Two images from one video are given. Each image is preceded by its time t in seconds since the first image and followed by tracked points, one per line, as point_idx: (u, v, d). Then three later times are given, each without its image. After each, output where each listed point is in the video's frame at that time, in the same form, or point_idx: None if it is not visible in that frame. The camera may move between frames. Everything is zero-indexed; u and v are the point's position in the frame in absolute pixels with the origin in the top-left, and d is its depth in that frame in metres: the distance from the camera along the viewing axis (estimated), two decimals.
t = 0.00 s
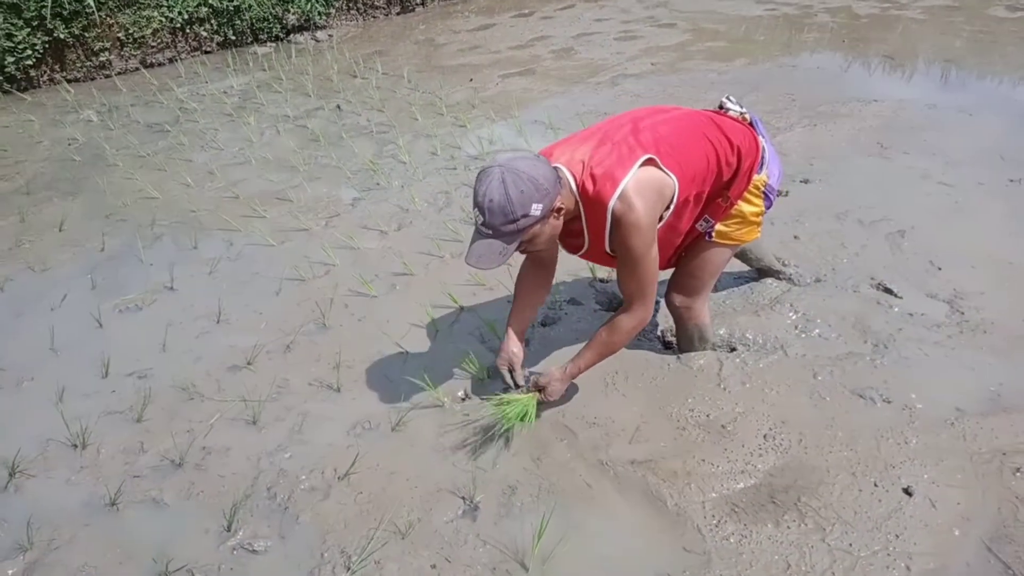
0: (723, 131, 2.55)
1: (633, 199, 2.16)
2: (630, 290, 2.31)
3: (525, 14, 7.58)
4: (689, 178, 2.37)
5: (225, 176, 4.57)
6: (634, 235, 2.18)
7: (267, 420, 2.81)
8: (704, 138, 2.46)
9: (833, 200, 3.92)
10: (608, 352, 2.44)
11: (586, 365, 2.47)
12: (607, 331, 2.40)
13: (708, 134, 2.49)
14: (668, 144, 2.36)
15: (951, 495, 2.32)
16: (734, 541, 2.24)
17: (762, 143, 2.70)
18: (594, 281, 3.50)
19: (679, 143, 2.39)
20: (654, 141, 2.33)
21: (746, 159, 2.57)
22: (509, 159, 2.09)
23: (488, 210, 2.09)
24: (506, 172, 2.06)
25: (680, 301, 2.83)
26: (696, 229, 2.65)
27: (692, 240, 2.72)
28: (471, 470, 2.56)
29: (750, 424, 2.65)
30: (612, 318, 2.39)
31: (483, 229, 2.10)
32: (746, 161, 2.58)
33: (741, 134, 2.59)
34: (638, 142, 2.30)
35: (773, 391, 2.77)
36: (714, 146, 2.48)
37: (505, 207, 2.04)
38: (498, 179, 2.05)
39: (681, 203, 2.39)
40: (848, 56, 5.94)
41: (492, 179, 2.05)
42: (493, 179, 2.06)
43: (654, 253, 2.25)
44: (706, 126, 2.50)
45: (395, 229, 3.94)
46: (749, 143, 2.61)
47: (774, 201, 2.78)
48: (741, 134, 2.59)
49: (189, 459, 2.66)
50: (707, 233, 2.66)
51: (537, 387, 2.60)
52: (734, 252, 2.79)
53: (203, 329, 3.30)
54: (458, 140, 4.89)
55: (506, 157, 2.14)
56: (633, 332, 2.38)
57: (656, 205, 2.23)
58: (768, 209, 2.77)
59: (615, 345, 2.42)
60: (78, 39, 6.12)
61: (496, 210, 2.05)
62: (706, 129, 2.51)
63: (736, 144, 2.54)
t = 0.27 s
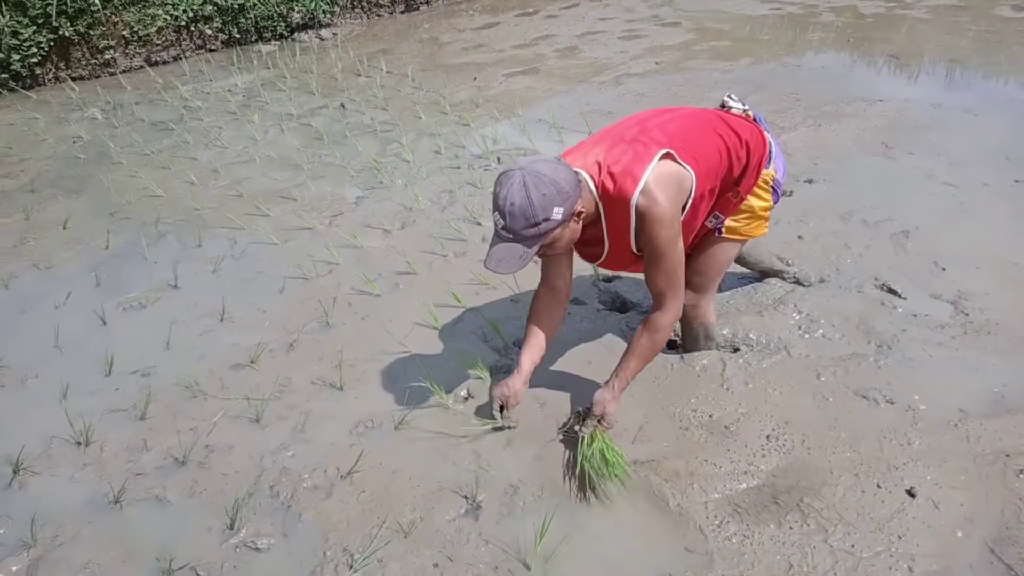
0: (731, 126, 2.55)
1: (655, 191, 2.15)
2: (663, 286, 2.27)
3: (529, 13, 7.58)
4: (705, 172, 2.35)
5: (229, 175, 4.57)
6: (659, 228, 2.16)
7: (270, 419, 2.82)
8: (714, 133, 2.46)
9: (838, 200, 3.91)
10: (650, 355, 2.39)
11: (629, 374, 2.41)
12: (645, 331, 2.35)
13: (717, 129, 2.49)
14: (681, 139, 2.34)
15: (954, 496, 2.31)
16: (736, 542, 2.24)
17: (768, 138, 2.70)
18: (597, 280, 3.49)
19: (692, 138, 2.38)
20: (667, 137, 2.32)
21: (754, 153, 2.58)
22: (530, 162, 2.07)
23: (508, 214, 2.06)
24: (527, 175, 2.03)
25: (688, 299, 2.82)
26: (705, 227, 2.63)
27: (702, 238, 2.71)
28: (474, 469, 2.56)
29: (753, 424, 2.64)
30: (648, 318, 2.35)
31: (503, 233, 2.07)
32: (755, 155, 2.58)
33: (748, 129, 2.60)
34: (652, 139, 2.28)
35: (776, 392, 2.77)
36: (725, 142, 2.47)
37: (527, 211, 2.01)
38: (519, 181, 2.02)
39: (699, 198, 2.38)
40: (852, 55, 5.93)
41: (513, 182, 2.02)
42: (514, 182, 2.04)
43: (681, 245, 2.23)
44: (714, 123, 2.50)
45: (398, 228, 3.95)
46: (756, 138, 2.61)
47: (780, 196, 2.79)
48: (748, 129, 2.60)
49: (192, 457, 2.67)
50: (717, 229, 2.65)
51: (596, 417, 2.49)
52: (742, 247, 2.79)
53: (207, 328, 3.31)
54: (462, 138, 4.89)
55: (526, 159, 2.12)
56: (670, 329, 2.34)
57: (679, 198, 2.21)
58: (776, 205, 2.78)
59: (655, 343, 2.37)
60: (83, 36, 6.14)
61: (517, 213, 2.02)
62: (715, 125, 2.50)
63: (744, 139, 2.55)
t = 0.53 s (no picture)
0: (737, 127, 2.55)
1: (667, 189, 2.15)
2: (677, 282, 2.27)
3: (531, 16, 7.59)
4: (712, 173, 2.36)
5: (231, 177, 4.58)
6: (672, 226, 2.16)
7: (271, 421, 2.82)
8: (721, 134, 2.46)
9: (840, 204, 3.91)
10: (665, 347, 2.40)
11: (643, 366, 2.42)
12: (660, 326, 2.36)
13: (724, 130, 2.49)
14: (689, 140, 2.34)
15: (955, 500, 2.31)
16: (737, 545, 2.24)
17: (772, 139, 2.71)
18: (598, 283, 3.49)
19: (700, 138, 2.37)
20: (675, 137, 2.31)
21: (760, 154, 2.59)
22: (536, 163, 2.07)
23: (515, 215, 2.06)
24: (533, 176, 2.03)
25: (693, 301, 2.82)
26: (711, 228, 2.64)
27: (707, 240, 2.72)
28: (475, 472, 2.56)
29: (754, 427, 2.64)
30: (663, 313, 2.35)
31: (510, 233, 2.08)
32: (760, 157, 2.59)
33: (754, 131, 2.60)
34: (661, 139, 2.28)
35: (777, 395, 2.77)
36: (732, 143, 2.48)
37: (533, 211, 2.01)
38: (526, 183, 2.01)
39: (707, 198, 2.38)
40: (854, 59, 5.93)
41: (519, 183, 2.02)
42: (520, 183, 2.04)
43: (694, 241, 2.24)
44: (721, 124, 2.50)
45: (400, 231, 3.95)
46: (761, 139, 2.62)
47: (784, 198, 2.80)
48: (753, 131, 2.60)
49: (193, 459, 2.67)
50: (723, 231, 2.65)
51: (603, 405, 2.52)
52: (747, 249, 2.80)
53: (208, 330, 3.32)
54: (464, 141, 4.90)
55: (532, 159, 2.11)
56: (684, 324, 2.34)
57: (689, 196, 2.22)
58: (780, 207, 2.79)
59: (670, 337, 2.37)
60: (86, 39, 6.16)
61: (524, 215, 2.02)
62: (721, 126, 2.50)
63: (749, 139, 2.55)
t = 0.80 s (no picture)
0: (740, 133, 2.55)
1: (660, 190, 2.15)
2: (670, 279, 2.32)
3: (529, 22, 7.61)
4: (710, 179, 2.36)
5: (228, 182, 4.59)
6: (664, 227, 2.17)
7: (268, 426, 2.82)
8: (724, 140, 2.46)
9: (837, 208, 3.92)
10: (658, 339, 2.48)
11: (637, 356, 2.53)
12: (654, 319, 2.43)
13: (727, 135, 2.49)
14: (690, 143, 2.34)
15: (951, 504, 2.31)
16: (734, 550, 2.24)
17: (774, 147, 2.71)
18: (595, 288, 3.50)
19: (702, 142, 2.38)
20: (677, 139, 2.31)
21: (761, 162, 2.59)
22: (526, 160, 2.09)
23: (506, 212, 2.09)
24: (522, 174, 2.06)
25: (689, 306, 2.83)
26: (709, 234, 2.65)
27: (705, 245, 2.72)
28: (472, 477, 2.56)
29: (751, 432, 2.64)
30: (656, 306, 2.41)
31: (502, 230, 2.11)
32: (762, 164, 2.60)
33: (756, 138, 2.60)
34: (661, 141, 2.28)
35: (774, 400, 2.77)
36: (733, 149, 2.48)
37: (522, 209, 2.04)
38: (514, 180, 2.05)
39: (702, 203, 2.38)
40: (849, 64, 5.96)
41: (508, 180, 2.06)
42: (509, 181, 2.07)
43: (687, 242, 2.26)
44: (725, 129, 2.50)
45: (397, 236, 3.95)
46: (763, 147, 2.62)
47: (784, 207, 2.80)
48: (756, 138, 2.60)
49: (190, 465, 2.67)
50: (721, 238, 2.66)
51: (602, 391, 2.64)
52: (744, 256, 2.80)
53: (205, 335, 3.31)
54: (461, 147, 4.90)
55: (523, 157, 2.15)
56: (677, 317, 2.40)
57: (683, 197, 2.22)
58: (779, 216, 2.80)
59: (664, 331, 2.44)
60: (84, 45, 6.16)
61: (513, 212, 2.05)
62: (725, 131, 2.50)
63: (752, 146, 2.56)
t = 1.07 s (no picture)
0: (741, 136, 2.57)
1: (658, 185, 2.16)
2: (677, 273, 2.32)
3: (523, 26, 7.63)
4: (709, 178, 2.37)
5: (222, 187, 4.58)
6: (664, 224, 2.18)
7: (262, 431, 2.81)
8: (724, 141, 2.47)
9: (830, 212, 3.94)
10: (667, 335, 2.49)
11: (647, 353, 2.54)
12: (662, 315, 2.44)
13: (727, 138, 2.51)
14: (690, 142, 2.36)
15: (945, 506, 2.32)
16: (729, 553, 2.24)
17: (776, 152, 2.72)
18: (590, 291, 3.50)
19: (702, 143, 2.39)
20: (676, 138, 2.33)
21: (761, 166, 2.61)
22: (522, 159, 2.10)
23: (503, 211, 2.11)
24: (517, 174, 2.07)
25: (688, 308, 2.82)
26: (708, 236, 2.66)
27: (705, 247, 2.73)
28: (467, 481, 2.56)
29: (745, 434, 2.65)
30: (665, 302, 2.43)
31: (499, 230, 2.13)
32: (762, 167, 2.61)
33: (757, 142, 2.62)
34: (660, 140, 2.30)
35: (768, 402, 2.78)
36: (733, 151, 2.49)
37: (518, 208, 2.05)
38: (509, 180, 2.06)
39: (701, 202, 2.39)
40: (843, 68, 5.99)
41: (504, 180, 2.07)
42: (505, 180, 2.08)
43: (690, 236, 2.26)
44: (726, 132, 2.52)
45: (392, 240, 3.95)
46: (765, 151, 2.64)
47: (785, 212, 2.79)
48: (757, 141, 2.62)
49: (183, 470, 2.66)
50: (720, 240, 2.67)
51: (612, 388, 2.66)
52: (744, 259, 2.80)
53: (199, 340, 3.31)
54: (455, 151, 4.91)
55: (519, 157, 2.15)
56: (685, 311, 2.41)
57: (683, 194, 2.23)
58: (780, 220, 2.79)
59: (673, 326, 2.45)
60: (78, 49, 6.15)
61: (509, 211, 2.06)
62: (726, 133, 2.52)
63: (752, 149, 2.57)
